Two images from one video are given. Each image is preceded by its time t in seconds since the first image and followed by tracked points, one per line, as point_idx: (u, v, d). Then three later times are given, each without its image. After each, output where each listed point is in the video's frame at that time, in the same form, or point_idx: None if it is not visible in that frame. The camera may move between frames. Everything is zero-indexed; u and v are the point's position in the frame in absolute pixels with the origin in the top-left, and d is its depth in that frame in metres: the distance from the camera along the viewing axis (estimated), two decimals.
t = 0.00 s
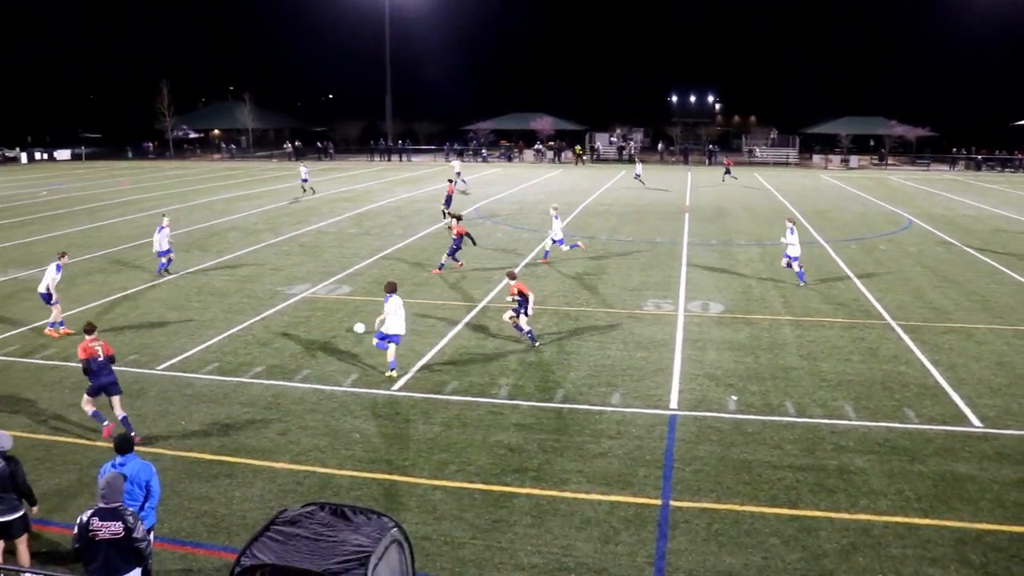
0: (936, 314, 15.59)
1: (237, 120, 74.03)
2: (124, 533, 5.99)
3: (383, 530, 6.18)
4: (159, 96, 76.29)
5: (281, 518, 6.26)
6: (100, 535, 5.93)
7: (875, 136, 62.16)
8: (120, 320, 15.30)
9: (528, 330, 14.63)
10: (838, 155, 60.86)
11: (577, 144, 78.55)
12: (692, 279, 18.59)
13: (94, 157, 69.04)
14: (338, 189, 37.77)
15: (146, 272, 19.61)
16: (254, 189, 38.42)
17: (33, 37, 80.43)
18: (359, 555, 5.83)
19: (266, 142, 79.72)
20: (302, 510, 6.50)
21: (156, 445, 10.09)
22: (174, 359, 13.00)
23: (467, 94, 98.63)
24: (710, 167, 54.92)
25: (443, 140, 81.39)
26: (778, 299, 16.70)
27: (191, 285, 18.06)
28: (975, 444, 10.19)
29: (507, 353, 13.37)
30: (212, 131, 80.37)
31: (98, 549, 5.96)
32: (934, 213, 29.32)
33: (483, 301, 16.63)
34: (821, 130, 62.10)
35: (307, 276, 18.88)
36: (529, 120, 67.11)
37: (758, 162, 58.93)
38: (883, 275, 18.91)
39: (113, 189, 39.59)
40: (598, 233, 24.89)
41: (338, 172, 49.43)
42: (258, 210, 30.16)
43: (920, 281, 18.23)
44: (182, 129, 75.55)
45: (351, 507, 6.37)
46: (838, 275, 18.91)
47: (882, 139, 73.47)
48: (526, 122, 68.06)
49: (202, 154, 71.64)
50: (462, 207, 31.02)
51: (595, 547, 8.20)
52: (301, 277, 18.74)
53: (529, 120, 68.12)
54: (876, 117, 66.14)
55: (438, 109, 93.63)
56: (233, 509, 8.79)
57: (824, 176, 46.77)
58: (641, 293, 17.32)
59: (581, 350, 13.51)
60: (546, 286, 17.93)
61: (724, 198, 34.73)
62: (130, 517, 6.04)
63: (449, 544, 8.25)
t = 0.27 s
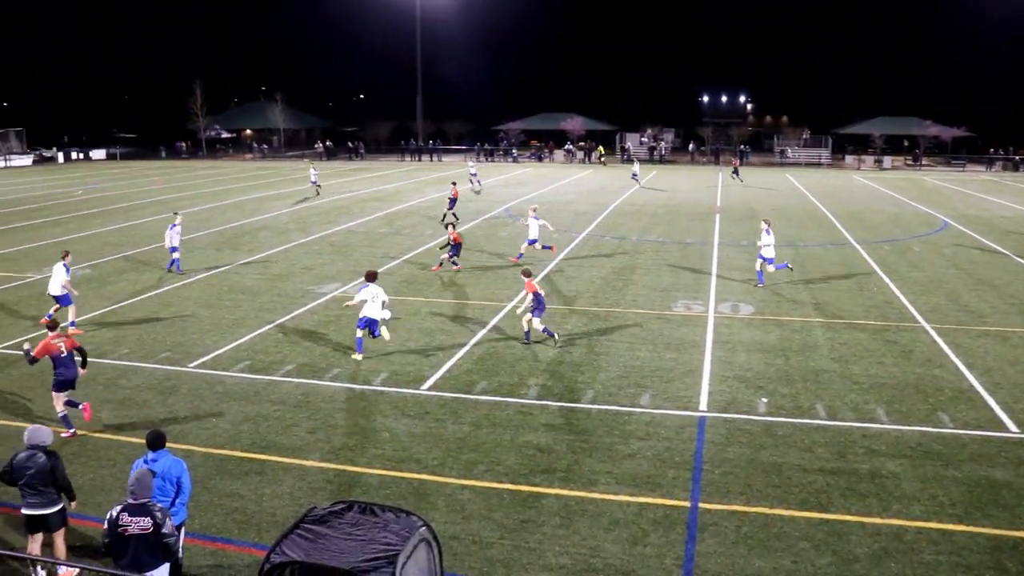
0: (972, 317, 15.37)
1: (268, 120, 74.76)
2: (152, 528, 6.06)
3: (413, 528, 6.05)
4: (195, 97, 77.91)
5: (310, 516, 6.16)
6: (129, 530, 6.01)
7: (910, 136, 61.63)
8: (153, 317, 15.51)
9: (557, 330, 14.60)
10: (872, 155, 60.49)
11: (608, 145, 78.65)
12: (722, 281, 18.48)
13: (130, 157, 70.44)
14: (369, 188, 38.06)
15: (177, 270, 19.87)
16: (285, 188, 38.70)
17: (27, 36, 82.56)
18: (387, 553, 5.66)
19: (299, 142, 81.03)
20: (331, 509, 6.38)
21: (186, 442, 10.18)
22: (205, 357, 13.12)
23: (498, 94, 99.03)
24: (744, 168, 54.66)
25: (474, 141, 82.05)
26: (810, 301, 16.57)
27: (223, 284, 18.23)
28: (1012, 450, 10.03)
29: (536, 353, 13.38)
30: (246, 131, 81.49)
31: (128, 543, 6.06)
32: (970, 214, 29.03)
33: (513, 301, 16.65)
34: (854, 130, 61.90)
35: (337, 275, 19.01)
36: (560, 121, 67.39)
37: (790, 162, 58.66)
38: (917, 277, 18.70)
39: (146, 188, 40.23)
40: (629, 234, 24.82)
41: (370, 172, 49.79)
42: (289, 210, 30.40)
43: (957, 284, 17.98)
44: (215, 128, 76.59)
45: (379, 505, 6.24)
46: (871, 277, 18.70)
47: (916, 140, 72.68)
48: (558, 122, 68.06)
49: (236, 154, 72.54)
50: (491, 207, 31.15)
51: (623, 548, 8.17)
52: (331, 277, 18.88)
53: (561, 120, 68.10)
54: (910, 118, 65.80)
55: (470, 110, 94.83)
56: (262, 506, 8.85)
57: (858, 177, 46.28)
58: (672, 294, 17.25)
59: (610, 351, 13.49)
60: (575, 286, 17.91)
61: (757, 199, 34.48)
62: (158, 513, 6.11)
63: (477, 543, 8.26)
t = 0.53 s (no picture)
0: (1012, 321, 15.12)
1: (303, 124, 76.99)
2: (173, 522, 6.21)
3: (442, 529, 5.94)
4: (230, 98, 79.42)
5: (340, 516, 6.10)
6: (152, 525, 6.15)
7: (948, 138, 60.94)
8: (188, 316, 15.71)
9: (589, 332, 14.58)
10: (908, 156, 59.83)
11: (641, 146, 78.53)
12: (756, 283, 18.36)
13: (166, 157, 71.65)
14: (402, 188, 38.30)
15: (210, 269, 20.12)
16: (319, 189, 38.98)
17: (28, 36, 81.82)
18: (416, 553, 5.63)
19: (333, 142, 82.19)
20: (363, 508, 6.31)
21: (219, 439, 10.29)
22: (238, 355, 13.27)
23: (527, 96, 99.19)
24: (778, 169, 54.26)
25: (507, 141, 82.50)
26: (844, 303, 16.43)
27: (257, 283, 18.43)
28: None
29: (568, 354, 13.37)
30: (279, 131, 82.44)
31: (151, 537, 6.19)
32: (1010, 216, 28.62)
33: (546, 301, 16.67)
34: (891, 131, 61.63)
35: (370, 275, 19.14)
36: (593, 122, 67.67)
37: (825, 163, 58.20)
38: (955, 280, 18.45)
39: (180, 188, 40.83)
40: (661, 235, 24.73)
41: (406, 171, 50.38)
42: (323, 209, 30.69)
43: (997, 287, 17.72)
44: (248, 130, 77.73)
45: (410, 505, 6.15)
46: (909, 279, 18.48)
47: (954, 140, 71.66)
48: (592, 122, 68.48)
49: (270, 154, 73.28)
50: (524, 208, 31.25)
51: (653, 551, 8.13)
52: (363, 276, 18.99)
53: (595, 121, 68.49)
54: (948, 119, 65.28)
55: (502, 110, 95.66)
56: (294, 504, 8.91)
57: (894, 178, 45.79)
58: (705, 295, 17.18)
59: (642, 352, 13.46)
60: (607, 288, 17.88)
61: (790, 200, 34.25)
62: (179, 508, 6.26)
63: (507, 544, 8.24)
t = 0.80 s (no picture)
0: None
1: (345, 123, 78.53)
2: (209, 515, 6.51)
3: (481, 527, 5.81)
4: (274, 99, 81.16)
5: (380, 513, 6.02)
6: (188, 519, 6.43)
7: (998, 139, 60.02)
8: (231, 315, 16.01)
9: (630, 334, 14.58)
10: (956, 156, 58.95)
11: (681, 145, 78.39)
12: (798, 285, 18.24)
13: (210, 156, 72.99)
14: (442, 189, 38.63)
15: (253, 268, 20.43)
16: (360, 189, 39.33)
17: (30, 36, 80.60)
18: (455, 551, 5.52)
19: (374, 141, 83.38)
20: (404, 507, 6.22)
21: (260, 436, 10.41)
22: (280, 354, 13.49)
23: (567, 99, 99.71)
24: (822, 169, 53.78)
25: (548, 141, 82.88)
26: (889, 306, 16.26)
27: (300, 283, 18.69)
28: None
29: (608, 355, 13.41)
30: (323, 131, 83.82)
31: (188, 530, 6.47)
32: None
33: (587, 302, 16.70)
34: (937, 131, 61.11)
35: (411, 275, 19.32)
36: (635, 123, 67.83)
37: (870, 164, 57.59)
38: (1003, 283, 18.17)
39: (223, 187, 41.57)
40: (702, 236, 24.64)
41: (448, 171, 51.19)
42: (365, 209, 31.02)
43: None
44: (291, 130, 79.24)
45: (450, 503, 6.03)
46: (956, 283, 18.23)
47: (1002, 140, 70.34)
48: (633, 123, 68.72)
49: (312, 154, 74.17)
50: (564, 208, 31.38)
51: (693, 554, 8.03)
52: (405, 276, 19.21)
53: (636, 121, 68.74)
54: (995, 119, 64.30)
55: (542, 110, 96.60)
56: (334, 501, 8.97)
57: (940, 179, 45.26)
58: (746, 297, 17.11)
59: (683, 354, 13.45)
60: (648, 289, 17.87)
61: (833, 201, 34.02)
62: (210, 499, 6.56)
63: (545, 545, 8.18)
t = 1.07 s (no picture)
0: None
1: (398, 124, 79.43)
2: (257, 504, 6.67)
3: (529, 528, 5.62)
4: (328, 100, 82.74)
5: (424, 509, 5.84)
6: (237, 509, 6.60)
7: None
8: (283, 313, 16.30)
9: (680, 336, 14.55)
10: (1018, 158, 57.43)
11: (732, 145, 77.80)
12: (853, 289, 18.01)
13: (266, 156, 74.49)
14: (493, 189, 38.90)
15: (304, 267, 20.75)
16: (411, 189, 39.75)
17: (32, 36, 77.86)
18: (502, 550, 5.33)
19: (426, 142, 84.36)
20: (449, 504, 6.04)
21: (310, 433, 10.57)
22: (332, 352, 13.73)
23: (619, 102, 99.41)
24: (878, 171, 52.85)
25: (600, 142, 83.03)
26: (946, 312, 15.95)
27: (352, 281, 19.00)
28: None
29: (659, 358, 13.38)
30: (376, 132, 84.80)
31: (237, 520, 6.64)
32: None
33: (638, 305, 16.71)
34: (999, 133, 59.74)
35: (462, 275, 19.52)
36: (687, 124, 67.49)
37: (928, 166, 56.36)
38: None
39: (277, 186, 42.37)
40: (757, 239, 24.34)
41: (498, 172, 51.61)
42: (416, 208, 31.37)
43: None
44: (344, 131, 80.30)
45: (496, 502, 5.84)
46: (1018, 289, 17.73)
47: None
48: (686, 123, 68.40)
49: (366, 154, 74.94)
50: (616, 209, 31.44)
51: (741, 560, 7.81)
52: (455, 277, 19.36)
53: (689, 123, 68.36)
54: None
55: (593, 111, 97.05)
56: (382, 499, 9.00)
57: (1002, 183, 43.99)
58: (799, 301, 16.95)
59: (734, 358, 13.39)
60: (700, 292, 17.81)
61: (892, 204, 33.28)
62: (258, 489, 6.71)
63: (592, 547, 8.07)
